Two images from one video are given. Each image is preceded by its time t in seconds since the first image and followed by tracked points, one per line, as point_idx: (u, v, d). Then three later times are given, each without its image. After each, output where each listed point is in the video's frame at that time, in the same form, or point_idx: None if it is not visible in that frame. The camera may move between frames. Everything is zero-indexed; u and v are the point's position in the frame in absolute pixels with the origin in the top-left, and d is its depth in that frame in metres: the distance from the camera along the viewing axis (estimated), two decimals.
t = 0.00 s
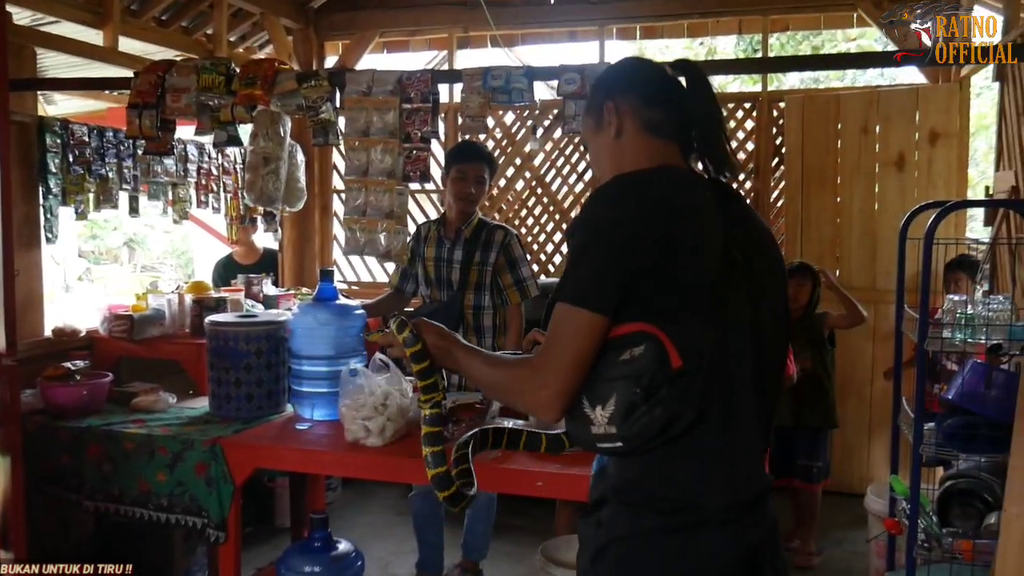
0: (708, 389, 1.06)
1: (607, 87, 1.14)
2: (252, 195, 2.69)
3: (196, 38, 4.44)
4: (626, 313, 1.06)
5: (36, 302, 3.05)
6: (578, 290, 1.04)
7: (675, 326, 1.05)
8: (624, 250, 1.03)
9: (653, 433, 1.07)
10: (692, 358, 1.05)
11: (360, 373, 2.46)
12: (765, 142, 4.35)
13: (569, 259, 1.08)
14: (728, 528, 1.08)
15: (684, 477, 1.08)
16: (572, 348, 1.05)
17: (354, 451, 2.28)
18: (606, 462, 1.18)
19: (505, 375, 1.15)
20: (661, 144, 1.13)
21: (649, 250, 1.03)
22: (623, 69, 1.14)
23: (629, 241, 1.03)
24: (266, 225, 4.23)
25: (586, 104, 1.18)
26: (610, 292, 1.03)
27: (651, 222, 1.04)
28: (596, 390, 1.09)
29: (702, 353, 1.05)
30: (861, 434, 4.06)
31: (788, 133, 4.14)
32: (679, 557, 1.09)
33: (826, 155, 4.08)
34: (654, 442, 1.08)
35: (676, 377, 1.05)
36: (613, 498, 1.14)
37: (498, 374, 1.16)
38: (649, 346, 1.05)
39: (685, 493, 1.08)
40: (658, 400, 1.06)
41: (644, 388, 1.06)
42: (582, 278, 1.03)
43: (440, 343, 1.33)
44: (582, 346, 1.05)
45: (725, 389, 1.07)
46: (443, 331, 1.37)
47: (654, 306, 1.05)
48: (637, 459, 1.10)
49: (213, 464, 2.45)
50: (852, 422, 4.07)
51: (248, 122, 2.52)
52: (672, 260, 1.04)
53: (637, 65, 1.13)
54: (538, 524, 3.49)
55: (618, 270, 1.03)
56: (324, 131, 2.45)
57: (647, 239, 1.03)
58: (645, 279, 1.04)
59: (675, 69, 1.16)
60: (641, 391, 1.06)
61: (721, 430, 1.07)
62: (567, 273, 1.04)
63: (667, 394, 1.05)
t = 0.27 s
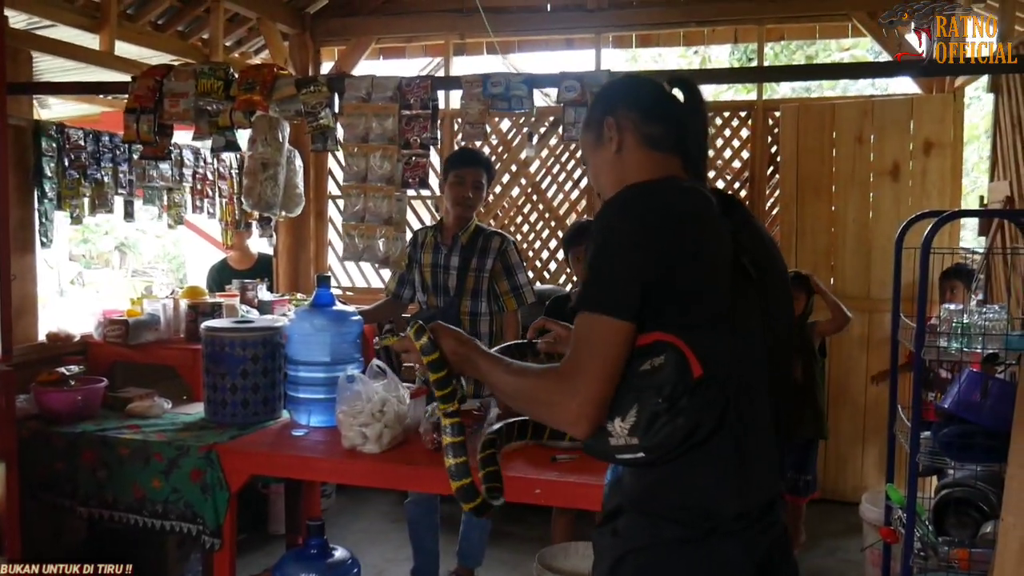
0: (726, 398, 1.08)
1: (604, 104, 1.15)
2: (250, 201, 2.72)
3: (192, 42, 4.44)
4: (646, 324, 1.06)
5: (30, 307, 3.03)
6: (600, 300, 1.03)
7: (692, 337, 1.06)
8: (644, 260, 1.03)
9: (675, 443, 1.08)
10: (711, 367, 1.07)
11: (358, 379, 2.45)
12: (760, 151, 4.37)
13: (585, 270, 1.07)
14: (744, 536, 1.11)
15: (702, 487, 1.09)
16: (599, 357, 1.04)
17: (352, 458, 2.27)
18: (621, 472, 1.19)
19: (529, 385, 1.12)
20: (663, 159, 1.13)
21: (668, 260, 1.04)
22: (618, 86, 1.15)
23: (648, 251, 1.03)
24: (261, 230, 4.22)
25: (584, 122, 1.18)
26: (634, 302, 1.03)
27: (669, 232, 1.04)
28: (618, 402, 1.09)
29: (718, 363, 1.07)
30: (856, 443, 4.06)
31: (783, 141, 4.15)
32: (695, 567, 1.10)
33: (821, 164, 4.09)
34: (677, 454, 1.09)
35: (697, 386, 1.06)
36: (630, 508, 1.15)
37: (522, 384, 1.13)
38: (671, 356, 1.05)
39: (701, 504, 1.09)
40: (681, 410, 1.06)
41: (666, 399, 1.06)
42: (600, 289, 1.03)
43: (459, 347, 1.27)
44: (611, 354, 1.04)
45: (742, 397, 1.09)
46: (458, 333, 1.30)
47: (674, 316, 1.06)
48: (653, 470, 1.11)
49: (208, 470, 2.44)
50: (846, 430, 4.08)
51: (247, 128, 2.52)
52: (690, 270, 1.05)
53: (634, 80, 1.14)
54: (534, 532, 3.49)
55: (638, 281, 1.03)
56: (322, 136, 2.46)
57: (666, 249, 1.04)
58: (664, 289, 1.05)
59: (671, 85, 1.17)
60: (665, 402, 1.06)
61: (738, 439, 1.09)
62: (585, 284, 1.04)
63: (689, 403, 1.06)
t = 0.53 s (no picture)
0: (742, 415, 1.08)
1: (596, 114, 1.14)
2: (252, 203, 2.72)
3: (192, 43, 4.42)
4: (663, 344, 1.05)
5: (27, 307, 3.01)
6: (615, 315, 1.03)
7: (709, 354, 1.05)
8: (653, 275, 1.03)
9: (692, 460, 1.07)
10: (726, 383, 1.06)
11: (358, 383, 2.44)
12: (759, 157, 4.38)
13: (596, 286, 1.07)
14: (758, 549, 1.10)
15: (716, 501, 1.09)
16: (629, 372, 1.02)
17: (351, 462, 2.25)
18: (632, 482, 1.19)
19: (562, 403, 1.09)
20: (661, 169, 1.13)
21: (676, 275, 1.04)
22: (611, 93, 1.14)
23: (656, 266, 1.03)
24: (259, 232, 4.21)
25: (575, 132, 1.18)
26: (652, 316, 1.02)
27: (677, 248, 1.05)
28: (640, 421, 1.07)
29: (734, 380, 1.07)
30: (855, 451, 4.06)
31: (783, 147, 4.15)
32: None
33: (821, 171, 4.10)
34: (692, 472, 1.09)
35: (712, 403, 1.05)
36: (643, 520, 1.15)
37: (556, 403, 1.10)
38: (688, 374, 1.03)
39: (714, 516, 1.09)
40: (701, 428, 1.05)
41: (684, 418, 1.04)
42: (613, 304, 1.03)
43: (480, 367, 1.25)
44: (642, 371, 1.02)
45: (753, 412, 1.09)
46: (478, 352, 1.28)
47: (689, 331, 1.05)
48: (667, 484, 1.11)
49: (206, 473, 2.42)
50: (844, 437, 4.07)
51: (249, 129, 2.51)
52: (701, 285, 1.05)
53: (626, 89, 1.13)
54: (532, 538, 3.48)
55: (652, 296, 1.02)
56: (325, 138, 2.44)
57: (674, 264, 1.04)
58: (676, 305, 1.05)
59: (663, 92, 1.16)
60: (687, 421, 1.05)
61: (750, 454, 1.09)
62: (596, 299, 1.03)
63: (709, 422, 1.05)
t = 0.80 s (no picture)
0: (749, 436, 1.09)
1: (580, 123, 1.13)
2: (253, 204, 2.71)
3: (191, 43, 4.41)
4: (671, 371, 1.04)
5: (27, 308, 3.00)
6: (621, 349, 1.02)
7: (716, 377, 1.05)
8: (654, 301, 1.02)
9: (702, 485, 1.07)
10: (734, 410, 1.06)
11: (360, 385, 2.43)
12: (760, 158, 4.38)
13: (598, 315, 1.06)
14: (766, 557, 1.11)
15: (726, 519, 1.10)
16: (641, 404, 1.01)
17: (352, 463, 2.24)
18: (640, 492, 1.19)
19: (577, 438, 1.08)
20: (652, 181, 1.11)
21: (677, 304, 1.04)
22: (591, 97, 1.12)
23: (656, 295, 1.03)
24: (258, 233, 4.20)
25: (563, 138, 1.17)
26: (659, 348, 1.01)
27: (676, 275, 1.04)
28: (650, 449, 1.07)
29: (742, 403, 1.06)
30: (855, 453, 4.06)
31: (783, 150, 4.15)
32: None
33: (821, 173, 4.10)
34: (702, 495, 1.10)
35: (721, 430, 1.05)
36: (652, 534, 1.16)
37: (570, 438, 1.09)
38: (698, 405, 1.03)
39: (722, 531, 1.10)
40: (709, 453, 1.05)
41: (694, 447, 1.04)
42: (616, 337, 1.02)
43: (492, 401, 1.23)
44: (653, 404, 1.01)
45: (759, 433, 1.10)
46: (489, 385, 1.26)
47: (695, 359, 1.05)
48: (676, 506, 1.12)
49: (207, 475, 2.41)
50: (844, 439, 4.08)
51: (250, 130, 2.49)
52: (703, 312, 1.05)
53: (609, 96, 1.10)
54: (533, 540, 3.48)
55: (655, 327, 1.02)
56: (327, 139, 2.43)
57: (674, 292, 1.04)
58: (679, 329, 1.04)
59: (643, 86, 1.10)
60: (695, 448, 1.05)
61: (758, 476, 1.10)
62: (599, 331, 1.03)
63: (718, 448, 1.05)
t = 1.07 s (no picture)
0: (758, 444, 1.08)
1: (586, 124, 1.12)
2: (257, 201, 2.70)
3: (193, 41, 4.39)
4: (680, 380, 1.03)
5: (28, 305, 2.99)
6: (629, 358, 1.01)
7: (725, 385, 1.04)
8: (662, 310, 1.01)
9: (711, 493, 1.06)
10: (743, 419, 1.05)
11: (363, 383, 2.42)
12: (762, 158, 4.37)
13: (606, 324, 1.05)
14: (776, 561, 1.11)
15: (733, 526, 1.09)
16: (651, 415, 1.00)
17: (356, 462, 2.23)
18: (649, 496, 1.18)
19: (586, 447, 1.07)
20: (658, 185, 1.10)
21: (686, 312, 1.03)
22: (597, 97, 1.11)
23: (665, 305, 1.02)
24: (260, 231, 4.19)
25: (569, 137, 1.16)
26: (667, 359, 1.00)
27: (685, 284, 1.03)
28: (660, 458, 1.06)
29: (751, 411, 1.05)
30: (857, 453, 4.06)
31: (786, 151, 4.14)
32: None
33: (825, 173, 4.09)
34: (710, 503, 1.09)
35: (730, 440, 1.04)
36: (661, 539, 1.15)
37: (578, 448, 1.08)
38: (707, 415, 1.02)
39: (731, 537, 1.10)
40: (719, 463, 1.04)
41: (703, 457, 1.03)
42: (624, 347, 1.01)
43: (502, 403, 1.23)
44: (663, 414, 1.00)
45: (768, 441, 1.09)
46: (501, 388, 1.25)
47: (704, 369, 1.03)
48: (685, 513, 1.11)
49: (209, 473, 2.40)
50: (845, 441, 4.07)
51: (254, 127, 2.49)
52: (712, 321, 1.04)
53: (615, 95, 1.09)
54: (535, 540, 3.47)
55: (664, 336, 1.00)
56: (332, 136, 2.43)
57: (682, 301, 1.03)
58: (688, 337, 1.03)
59: (652, 84, 1.09)
60: (704, 458, 1.04)
61: (766, 485, 1.09)
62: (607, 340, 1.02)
63: (727, 457, 1.04)
